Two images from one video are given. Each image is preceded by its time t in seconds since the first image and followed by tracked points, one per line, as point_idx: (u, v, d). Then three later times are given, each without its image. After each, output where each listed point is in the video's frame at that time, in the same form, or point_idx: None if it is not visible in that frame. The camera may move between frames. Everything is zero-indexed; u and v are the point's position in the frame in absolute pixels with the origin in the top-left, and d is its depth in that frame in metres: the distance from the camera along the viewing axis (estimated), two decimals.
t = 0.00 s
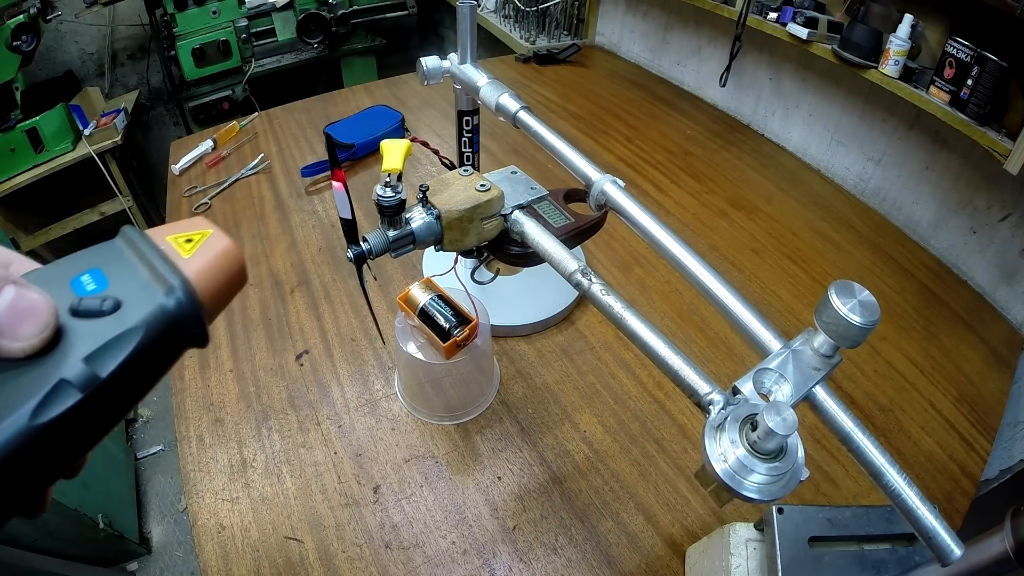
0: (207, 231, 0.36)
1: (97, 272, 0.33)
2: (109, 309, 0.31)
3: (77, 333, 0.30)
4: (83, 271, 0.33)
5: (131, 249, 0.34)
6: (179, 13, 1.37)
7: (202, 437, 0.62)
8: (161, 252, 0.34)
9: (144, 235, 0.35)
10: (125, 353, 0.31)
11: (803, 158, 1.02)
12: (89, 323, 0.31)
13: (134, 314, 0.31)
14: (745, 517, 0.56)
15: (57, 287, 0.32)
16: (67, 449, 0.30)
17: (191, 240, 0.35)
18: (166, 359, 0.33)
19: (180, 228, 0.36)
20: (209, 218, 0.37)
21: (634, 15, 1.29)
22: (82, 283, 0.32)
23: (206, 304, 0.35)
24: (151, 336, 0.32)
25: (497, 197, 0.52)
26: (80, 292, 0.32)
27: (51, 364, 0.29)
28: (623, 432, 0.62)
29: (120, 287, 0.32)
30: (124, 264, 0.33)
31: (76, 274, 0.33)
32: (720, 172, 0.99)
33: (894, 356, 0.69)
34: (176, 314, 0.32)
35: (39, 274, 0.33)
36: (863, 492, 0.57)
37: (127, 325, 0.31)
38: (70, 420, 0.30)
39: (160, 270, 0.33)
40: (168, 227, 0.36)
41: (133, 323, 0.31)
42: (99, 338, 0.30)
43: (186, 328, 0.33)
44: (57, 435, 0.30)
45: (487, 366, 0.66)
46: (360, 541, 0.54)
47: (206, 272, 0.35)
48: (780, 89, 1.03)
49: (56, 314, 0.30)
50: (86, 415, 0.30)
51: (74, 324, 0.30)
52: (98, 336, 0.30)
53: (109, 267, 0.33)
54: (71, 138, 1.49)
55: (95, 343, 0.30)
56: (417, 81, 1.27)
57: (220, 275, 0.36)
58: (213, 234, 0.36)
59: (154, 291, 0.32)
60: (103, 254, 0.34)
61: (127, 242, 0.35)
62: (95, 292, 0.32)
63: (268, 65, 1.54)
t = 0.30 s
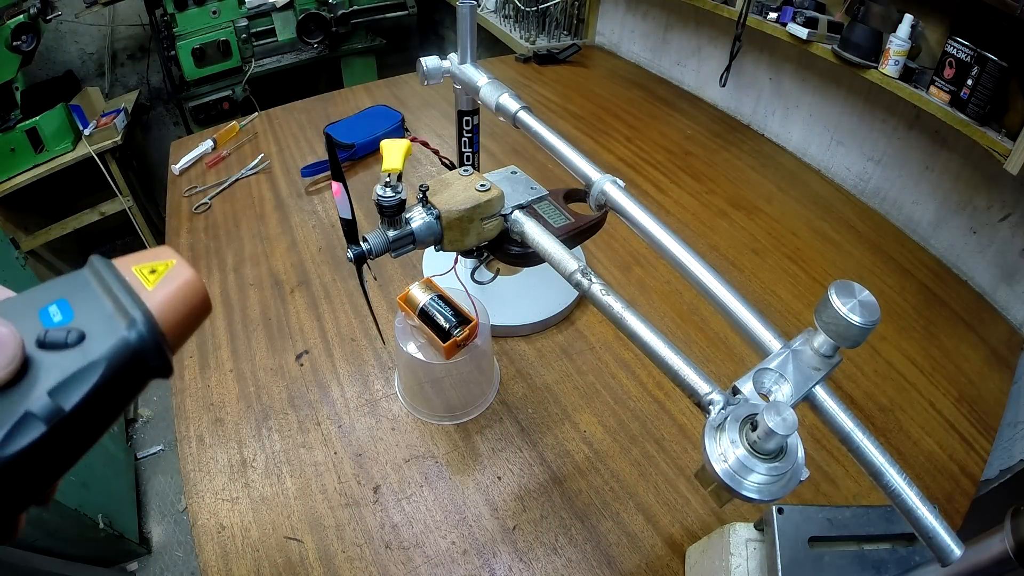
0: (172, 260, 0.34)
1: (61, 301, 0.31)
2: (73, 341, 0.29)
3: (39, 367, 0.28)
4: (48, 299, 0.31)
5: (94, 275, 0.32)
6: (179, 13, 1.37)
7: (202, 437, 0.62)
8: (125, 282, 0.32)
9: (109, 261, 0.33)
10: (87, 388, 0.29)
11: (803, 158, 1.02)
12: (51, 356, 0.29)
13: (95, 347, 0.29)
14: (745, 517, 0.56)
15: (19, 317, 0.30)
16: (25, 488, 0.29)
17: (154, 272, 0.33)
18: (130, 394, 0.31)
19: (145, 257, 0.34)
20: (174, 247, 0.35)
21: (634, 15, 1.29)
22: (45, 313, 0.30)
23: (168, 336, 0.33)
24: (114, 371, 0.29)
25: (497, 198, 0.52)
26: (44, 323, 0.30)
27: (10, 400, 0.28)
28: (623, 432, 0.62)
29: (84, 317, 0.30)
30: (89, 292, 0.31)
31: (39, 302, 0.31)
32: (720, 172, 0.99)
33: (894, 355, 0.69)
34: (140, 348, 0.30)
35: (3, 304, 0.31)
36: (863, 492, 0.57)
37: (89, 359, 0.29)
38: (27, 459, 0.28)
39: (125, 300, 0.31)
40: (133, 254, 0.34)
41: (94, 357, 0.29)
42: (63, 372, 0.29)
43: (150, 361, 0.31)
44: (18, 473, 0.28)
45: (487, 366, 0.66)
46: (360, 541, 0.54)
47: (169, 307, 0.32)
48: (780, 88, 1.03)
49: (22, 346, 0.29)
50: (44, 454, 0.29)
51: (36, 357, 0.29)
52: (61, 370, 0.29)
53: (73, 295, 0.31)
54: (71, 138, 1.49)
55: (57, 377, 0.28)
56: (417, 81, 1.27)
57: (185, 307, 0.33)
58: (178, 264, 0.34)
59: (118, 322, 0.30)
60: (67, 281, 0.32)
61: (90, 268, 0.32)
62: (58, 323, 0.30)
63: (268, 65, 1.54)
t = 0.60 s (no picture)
0: (181, 270, 0.35)
1: (71, 310, 0.30)
2: (83, 351, 0.29)
3: (49, 378, 0.28)
4: (57, 309, 0.31)
5: (104, 285, 0.32)
6: (179, 13, 1.37)
7: (202, 437, 0.62)
8: (134, 290, 0.32)
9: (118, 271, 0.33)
10: (99, 399, 0.29)
11: (803, 158, 1.02)
12: (61, 367, 0.29)
13: (107, 357, 0.29)
14: (745, 517, 0.56)
15: (28, 327, 0.30)
16: (33, 500, 0.28)
17: (165, 281, 0.34)
18: (140, 404, 0.31)
19: (154, 267, 0.34)
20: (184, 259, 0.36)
21: (634, 15, 1.29)
22: (54, 321, 0.30)
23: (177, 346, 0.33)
24: (125, 381, 0.29)
25: (497, 198, 0.52)
26: (54, 333, 0.30)
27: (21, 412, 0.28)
28: (623, 432, 0.62)
29: (94, 327, 0.30)
30: (98, 301, 0.31)
31: (46, 311, 0.31)
32: (720, 172, 0.99)
33: (894, 356, 0.69)
34: (151, 358, 0.30)
35: (10, 313, 0.30)
36: (863, 492, 0.57)
37: (100, 370, 0.29)
38: (37, 471, 0.28)
39: (136, 309, 0.31)
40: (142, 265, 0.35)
41: (106, 367, 0.29)
42: (75, 382, 0.28)
43: (162, 371, 0.31)
44: (28, 483, 0.28)
45: (487, 366, 0.66)
46: (360, 541, 0.54)
47: (181, 315, 0.33)
48: (780, 89, 1.03)
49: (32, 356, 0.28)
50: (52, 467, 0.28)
51: (47, 368, 0.28)
52: (73, 380, 0.28)
53: (82, 304, 0.31)
54: (71, 138, 1.49)
55: (69, 388, 0.28)
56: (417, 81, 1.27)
57: (195, 316, 0.34)
58: (187, 274, 0.35)
59: (129, 332, 0.30)
60: (75, 290, 0.31)
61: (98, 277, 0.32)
62: (67, 332, 0.29)
63: (268, 65, 1.54)
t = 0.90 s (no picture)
0: (187, 272, 0.35)
1: (77, 314, 0.31)
2: (89, 355, 0.29)
3: (55, 381, 0.28)
4: (62, 313, 0.31)
5: (108, 289, 0.32)
6: (179, 13, 1.37)
7: (202, 437, 0.62)
8: (140, 293, 0.33)
9: (123, 273, 0.33)
10: (105, 403, 0.29)
11: (803, 158, 1.02)
12: (66, 371, 0.28)
13: (113, 360, 0.29)
14: (745, 517, 0.56)
15: (34, 331, 0.30)
16: (38, 506, 0.28)
17: (170, 284, 0.34)
18: (145, 408, 0.31)
19: (159, 270, 0.35)
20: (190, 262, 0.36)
21: (634, 15, 1.29)
22: (59, 324, 0.30)
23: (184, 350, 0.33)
24: (131, 384, 0.30)
25: (497, 198, 0.52)
26: (60, 337, 0.30)
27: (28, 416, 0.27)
28: (623, 432, 0.62)
29: (100, 331, 0.30)
30: (104, 305, 0.31)
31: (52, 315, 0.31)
32: (720, 172, 0.99)
33: (894, 355, 0.69)
34: (157, 361, 0.30)
35: (14, 317, 0.30)
36: (862, 492, 0.57)
37: (107, 374, 0.29)
38: (42, 476, 0.28)
39: (142, 313, 0.31)
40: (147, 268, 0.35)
41: (113, 371, 0.29)
42: (81, 386, 0.28)
43: (167, 375, 0.31)
44: (32, 489, 0.27)
45: (487, 366, 0.66)
46: (360, 541, 0.54)
47: (186, 317, 0.33)
48: (780, 89, 1.03)
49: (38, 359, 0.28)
50: (58, 473, 0.28)
51: (52, 372, 0.28)
52: (77, 385, 0.28)
53: (88, 309, 0.31)
54: (71, 138, 1.49)
55: (74, 392, 0.28)
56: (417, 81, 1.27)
57: (201, 320, 0.34)
58: (193, 277, 0.35)
59: (134, 335, 0.30)
60: (81, 294, 0.32)
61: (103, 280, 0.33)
62: (74, 336, 0.30)
63: (268, 65, 1.55)
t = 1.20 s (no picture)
0: (196, 276, 0.33)
1: (88, 321, 0.29)
2: (102, 366, 0.28)
3: (70, 394, 0.28)
4: (73, 319, 0.30)
5: (119, 292, 0.31)
6: (179, 13, 1.37)
7: (202, 438, 0.62)
8: (147, 293, 0.31)
9: (130, 272, 0.32)
10: (122, 416, 0.28)
11: (803, 158, 1.02)
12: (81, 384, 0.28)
13: (128, 373, 0.28)
14: (745, 517, 0.56)
15: (46, 339, 0.29)
16: (58, 515, 0.28)
17: (181, 288, 0.32)
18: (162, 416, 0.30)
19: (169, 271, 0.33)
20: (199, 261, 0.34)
21: (634, 15, 1.29)
22: (70, 331, 0.29)
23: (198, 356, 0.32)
24: (147, 396, 0.29)
25: (497, 198, 0.52)
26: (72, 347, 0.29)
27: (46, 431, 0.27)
28: (623, 432, 0.62)
29: (113, 341, 0.29)
30: (114, 309, 0.30)
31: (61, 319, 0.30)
32: (720, 172, 0.99)
33: (895, 356, 0.69)
34: (170, 370, 0.29)
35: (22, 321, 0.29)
36: (862, 492, 0.57)
37: (123, 388, 0.28)
38: (62, 489, 0.27)
39: (153, 318, 0.30)
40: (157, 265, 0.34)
41: (127, 383, 0.28)
42: (97, 402, 0.28)
43: (183, 385, 0.30)
44: (53, 502, 0.27)
45: (487, 366, 0.66)
46: (360, 541, 0.54)
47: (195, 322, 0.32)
48: (780, 88, 1.03)
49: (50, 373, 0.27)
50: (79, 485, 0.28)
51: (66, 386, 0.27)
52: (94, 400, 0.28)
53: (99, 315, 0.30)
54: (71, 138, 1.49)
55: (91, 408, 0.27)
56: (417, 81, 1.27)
57: (214, 325, 0.33)
58: (203, 281, 0.33)
59: (148, 346, 0.29)
60: (89, 296, 0.31)
61: (110, 280, 0.31)
62: (85, 345, 0.29)
63: (268, 65, 1.55)
